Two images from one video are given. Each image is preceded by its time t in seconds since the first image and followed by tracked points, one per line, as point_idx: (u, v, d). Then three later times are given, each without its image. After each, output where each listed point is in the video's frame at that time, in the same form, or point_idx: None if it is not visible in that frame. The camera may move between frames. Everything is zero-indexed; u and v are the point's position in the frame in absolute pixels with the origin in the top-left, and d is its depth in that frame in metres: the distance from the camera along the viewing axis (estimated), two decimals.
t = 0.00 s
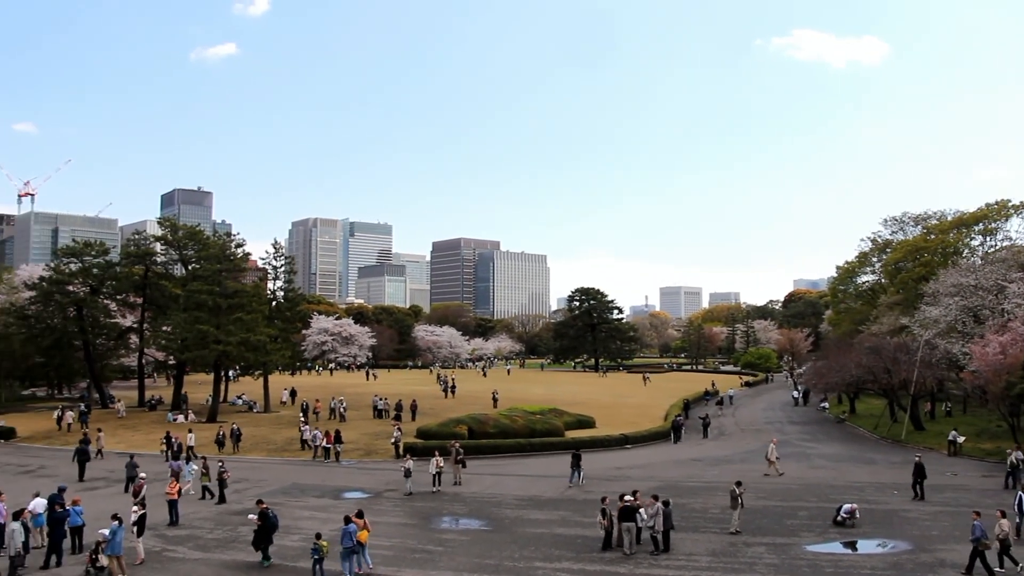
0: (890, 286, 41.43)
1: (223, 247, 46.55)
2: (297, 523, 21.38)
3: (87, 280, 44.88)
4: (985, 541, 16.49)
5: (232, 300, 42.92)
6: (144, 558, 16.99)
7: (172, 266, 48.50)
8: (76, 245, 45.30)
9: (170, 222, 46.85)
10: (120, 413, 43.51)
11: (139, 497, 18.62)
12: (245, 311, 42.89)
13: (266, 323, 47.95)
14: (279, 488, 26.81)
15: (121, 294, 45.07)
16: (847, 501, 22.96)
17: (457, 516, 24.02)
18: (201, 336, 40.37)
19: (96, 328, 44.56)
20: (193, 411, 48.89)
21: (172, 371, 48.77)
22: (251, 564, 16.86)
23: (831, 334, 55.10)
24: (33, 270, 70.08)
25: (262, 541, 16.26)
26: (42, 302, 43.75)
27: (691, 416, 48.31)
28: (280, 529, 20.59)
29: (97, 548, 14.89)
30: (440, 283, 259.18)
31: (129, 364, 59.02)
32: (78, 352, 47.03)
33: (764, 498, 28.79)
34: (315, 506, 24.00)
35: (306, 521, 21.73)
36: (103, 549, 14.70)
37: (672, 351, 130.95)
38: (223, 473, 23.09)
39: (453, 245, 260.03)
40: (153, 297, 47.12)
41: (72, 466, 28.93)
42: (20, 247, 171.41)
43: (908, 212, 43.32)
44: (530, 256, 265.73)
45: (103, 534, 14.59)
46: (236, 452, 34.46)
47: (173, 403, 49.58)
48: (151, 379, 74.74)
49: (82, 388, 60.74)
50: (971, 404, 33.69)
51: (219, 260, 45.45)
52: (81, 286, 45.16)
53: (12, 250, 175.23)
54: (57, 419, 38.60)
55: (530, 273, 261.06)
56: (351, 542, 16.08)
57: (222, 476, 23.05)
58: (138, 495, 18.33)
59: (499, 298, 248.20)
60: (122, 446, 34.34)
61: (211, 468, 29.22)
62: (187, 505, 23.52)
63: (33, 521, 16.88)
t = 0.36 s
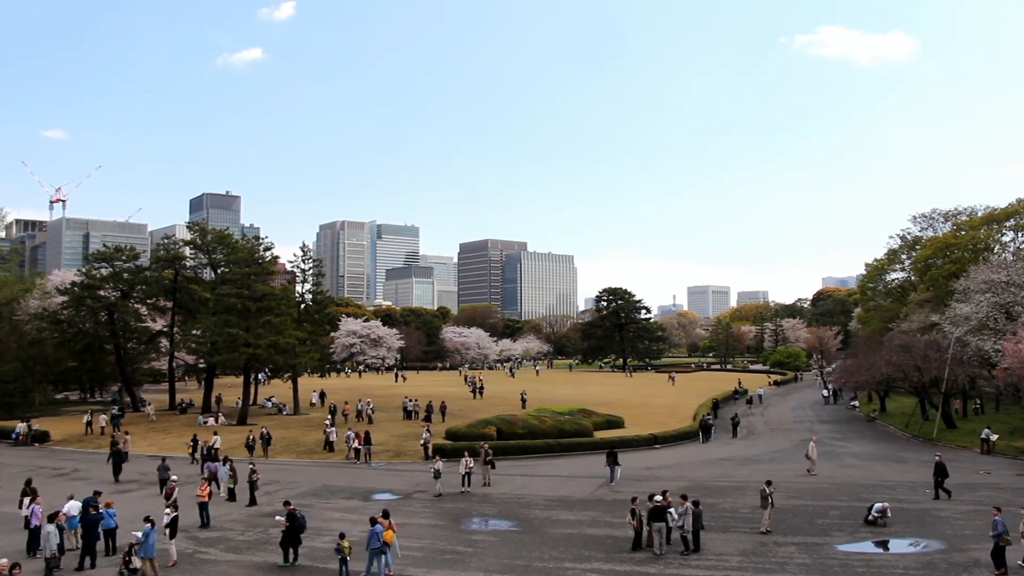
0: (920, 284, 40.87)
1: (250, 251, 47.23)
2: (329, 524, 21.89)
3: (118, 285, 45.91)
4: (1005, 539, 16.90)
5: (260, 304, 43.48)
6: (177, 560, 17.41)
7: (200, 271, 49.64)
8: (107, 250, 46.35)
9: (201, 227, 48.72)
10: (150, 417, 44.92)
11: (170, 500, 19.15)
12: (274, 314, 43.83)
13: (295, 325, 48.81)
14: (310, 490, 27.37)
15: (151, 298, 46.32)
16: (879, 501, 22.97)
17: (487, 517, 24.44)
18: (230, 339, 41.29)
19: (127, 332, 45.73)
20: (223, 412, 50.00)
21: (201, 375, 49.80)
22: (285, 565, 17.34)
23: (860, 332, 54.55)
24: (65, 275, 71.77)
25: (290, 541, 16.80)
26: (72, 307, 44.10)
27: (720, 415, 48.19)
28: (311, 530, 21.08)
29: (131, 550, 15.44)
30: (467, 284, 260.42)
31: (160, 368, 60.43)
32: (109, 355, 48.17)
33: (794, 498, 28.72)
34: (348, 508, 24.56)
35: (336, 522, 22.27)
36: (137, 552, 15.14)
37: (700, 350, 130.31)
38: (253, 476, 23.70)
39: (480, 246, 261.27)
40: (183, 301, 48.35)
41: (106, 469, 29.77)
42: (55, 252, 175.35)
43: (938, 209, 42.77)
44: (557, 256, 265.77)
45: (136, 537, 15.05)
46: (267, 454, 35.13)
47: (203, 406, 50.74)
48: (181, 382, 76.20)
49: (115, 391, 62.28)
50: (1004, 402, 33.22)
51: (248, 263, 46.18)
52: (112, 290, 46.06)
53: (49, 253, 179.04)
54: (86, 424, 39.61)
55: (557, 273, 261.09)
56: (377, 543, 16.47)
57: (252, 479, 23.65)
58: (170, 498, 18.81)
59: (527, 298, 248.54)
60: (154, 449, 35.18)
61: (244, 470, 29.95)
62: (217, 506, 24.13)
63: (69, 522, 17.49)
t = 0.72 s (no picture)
0: (953, 280, 40.28)
1: (281, 253, 48.18)
2: (361, 524, 22.39)
3: (150, 288, 47.53)
4: None
5: (291, 305, 44.70)
6: (210, 559, 17.90)
7: (231, 272, 50.76)
8: (140, 254, 47.68)
9: (230, 229, 49.62)
10: (183, 418, 46.01)
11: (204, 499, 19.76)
12: (305, 315, 44.73)
13: (326, 326, 49.67)
14: (341, 490, 27.99)
15: (182, 300, 47.81)
16: (912, 500, 22.86)
17: (518, 516, 24.81)
18: (261, 340, 42.23)
19: (160, 334, 46.87)
20: (254, 413, 51.06)
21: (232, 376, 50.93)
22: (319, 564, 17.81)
23: (892, 330, 53.87)
24: (100, 279, 73.75)
25: (316, 541, 17.32)
26: (106, 310, 45.55)
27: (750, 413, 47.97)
28: (343, 530, 21.59)
29: (166, 549, 16.01)
30: (496, 284, 261.25)
31: (192, 370, 61.91)
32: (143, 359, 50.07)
33: (827, 496, 28.58)
34: (380, 507, 25.10)
35: (368, 522, 22.81)
36: (172, 551, 15.72)
37: (730, 349, 129.36)
38: (285, 477, 24.32)
39: (508, 245, 262.16)
40: (215, 302, 49.51)
41: (142, 469, 30.70)
42: (89, 255, 179.56)
43: (971, 204, 42.07)
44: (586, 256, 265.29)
45: (171, 536, 15.62)
46: (299, 454, 35.86)
47: (235, 407, 51.90)
48: (213, 383, 77.74)
49: (149, 393, 63.87)
50: None
51: (279, 265, 46.99)
52: (144, 293, 47.65)
53: (82, 256, 183.30)
54: (117, 425, 40.53)
55: (586, 272, 260.73)
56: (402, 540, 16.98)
57: (285, 479, 24.28)
58: (204, 499, 19.39)
59: (556, 298, 248.49)
60: (186, 450, 36.07)
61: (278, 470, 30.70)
62: (250, 506, 24.79)
63: (104, 522, 18.11)
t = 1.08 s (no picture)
0: (987, 279, 39.58)
1: (310, 254, 49.08)
2: (391, 522, 22.83)
3: (182, 288, 48.69)
4: None
5: (321, 304, 45.54)
6: (242, 556, 18.39)
7: (262, 272, 51.71)
8: (171, 254, 48.81)
9: (261, 230, 50.62)
10: (211, 418, 46.56)
11: (235, 497, 20.21)
12: (334, 314, 45.50)
13: (356, 326, 50.48)
14: (371, 489, 28.51)
15: (214, 299, 49.03)
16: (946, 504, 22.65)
17: (547, 516, 25.08)
18: (291, 340, 43.06)
19: (191, 333, 48.12)
20: (285, 412, 51.96)
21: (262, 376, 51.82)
22: (350, 563, 18.23)
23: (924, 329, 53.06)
24: (133, 279, 75.60)
25: (339, 539, 17.77)
26: (139, 310, 47.13)
27: (781, 413, 47.63)
28: (373, 528, 22.04)
29: (197, 546, 16.47)
30: (525, 284, 261.68)
31: (225, 369, 63.16)
32: (176, 359, 50.75)
33: (858, 498, 28.36)
34: (410, 506, 25.55)
35: (398, 520, 23.26)
36: (203, 548, 16.22)
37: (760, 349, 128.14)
38: (314, 476, 24.93)
39: (537, 245, 262.16)
40: (246, 302, 50.53)
41: (176, 468, 31.55)
42: (122, 256, 183.59)
43: (1006, 201, 41.30)
44: (615, 255, 264.33)
45: (203, 533, 16.13)
46: (330, 453, 36.52)
47: (265, 406, 52.84)
48: (244, 383, 79.20)
49: (181, 392, 65.25)
50: None
51: (308, 265, 47.84)
52: (176, 293, 48.72)
53: (115, 257, 187.22)
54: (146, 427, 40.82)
55: (615, 271, 259.80)
56: (425, 540, 17.20)
57: (314, 478, 24.87)
58: (235, 497, 19.89)
59: (585, 298, 247.79)
60: (218, 448, 36.95)
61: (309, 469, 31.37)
62: (281, 504, 25.38)
63: (138, 519, 18.67)
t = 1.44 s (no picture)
0: (1020, 278, 38.78)
1: (337, 255, 49.70)
2: (417, 522, 23.09)
3: (210, 289, 49.26)
4: None
5: (347, 305, 46.08)
6: (269, 555, 18.70)
7: (289, 273, 52.45)
8: (200, 256, 49.78)
9: (287, 231, 51.29)
10: (235, 417, 46.91)
11: (263, 498, 20.56)
12: (360, 315, 46.04)
13: (382, 326, 50.96)
14: (398, 489, 28.85)
15: (241, 300, 49.76)
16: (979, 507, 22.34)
17: (573, 516, 25.18)
18: (318, 340, 43.65)
19: (219, 333, 49.01)
20: (311, 412, 52.69)
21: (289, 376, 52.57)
22: (377, 563, 18.48)
23: (956, 329, 52.16)
24: (162, 280, 77.15)
25: (361, 538, 18.08)
26: (168, 311, 47.88)
27: (809, 414, 47.15)
28: (399, 528, 22.31)
29: (226, 545, 16.94)
30: (550, 284, 261.60)
31: (253, 369, 64.16)
32: (204, 359, 51.90)
33: (888, 499, 28.04)
34: (436, 506, 25.82)
35: (424, 521, 23.55)
36: (232, 546, 16.68)
37: (788, 349, 126.73)
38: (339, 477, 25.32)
39: (563, 245, 262.00)
40: (273, 303, 51.34)
41: (205, 467, 32.17)
42: (152, 258, 186.99)
43: None
44: (641, 254, 263.15)
45: (232, 532, 16.53)
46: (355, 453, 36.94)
47: (292, 406, 53.59)
48: (272, 383, 80.34)
49: (209, 392, 66.40)
50: None
51: (335, 266, 48.50)
52: (205, 294, 49.67)
53: (145, 258, 190.43)
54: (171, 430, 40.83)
55: (641, 271, 258.60)
56: (447, 538, 17.46)
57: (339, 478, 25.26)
58: (263, 496, 20.27)
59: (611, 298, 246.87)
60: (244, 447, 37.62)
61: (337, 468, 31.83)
62: (309, 503, 25.82)
63: (167, 517, 19.04)
